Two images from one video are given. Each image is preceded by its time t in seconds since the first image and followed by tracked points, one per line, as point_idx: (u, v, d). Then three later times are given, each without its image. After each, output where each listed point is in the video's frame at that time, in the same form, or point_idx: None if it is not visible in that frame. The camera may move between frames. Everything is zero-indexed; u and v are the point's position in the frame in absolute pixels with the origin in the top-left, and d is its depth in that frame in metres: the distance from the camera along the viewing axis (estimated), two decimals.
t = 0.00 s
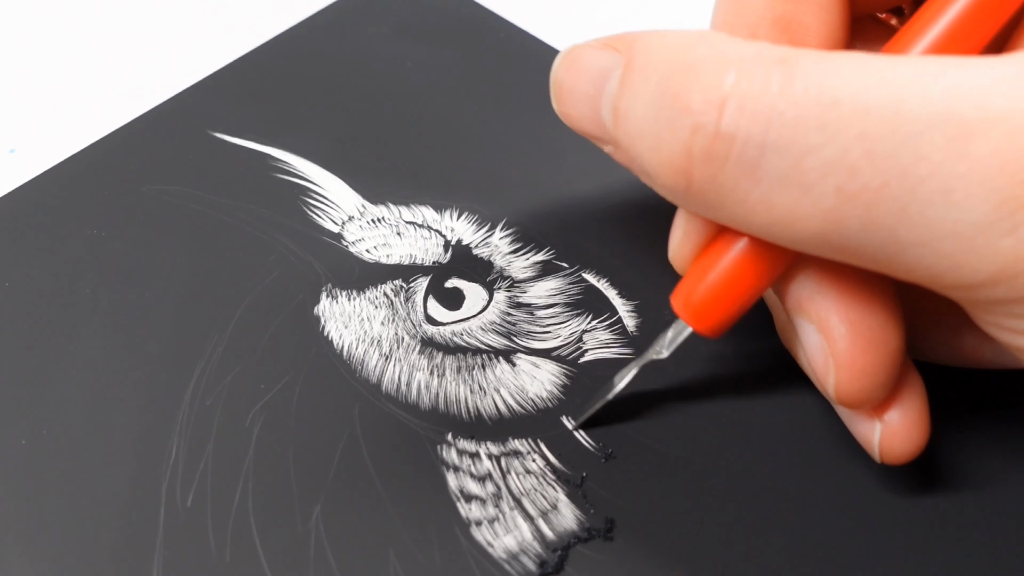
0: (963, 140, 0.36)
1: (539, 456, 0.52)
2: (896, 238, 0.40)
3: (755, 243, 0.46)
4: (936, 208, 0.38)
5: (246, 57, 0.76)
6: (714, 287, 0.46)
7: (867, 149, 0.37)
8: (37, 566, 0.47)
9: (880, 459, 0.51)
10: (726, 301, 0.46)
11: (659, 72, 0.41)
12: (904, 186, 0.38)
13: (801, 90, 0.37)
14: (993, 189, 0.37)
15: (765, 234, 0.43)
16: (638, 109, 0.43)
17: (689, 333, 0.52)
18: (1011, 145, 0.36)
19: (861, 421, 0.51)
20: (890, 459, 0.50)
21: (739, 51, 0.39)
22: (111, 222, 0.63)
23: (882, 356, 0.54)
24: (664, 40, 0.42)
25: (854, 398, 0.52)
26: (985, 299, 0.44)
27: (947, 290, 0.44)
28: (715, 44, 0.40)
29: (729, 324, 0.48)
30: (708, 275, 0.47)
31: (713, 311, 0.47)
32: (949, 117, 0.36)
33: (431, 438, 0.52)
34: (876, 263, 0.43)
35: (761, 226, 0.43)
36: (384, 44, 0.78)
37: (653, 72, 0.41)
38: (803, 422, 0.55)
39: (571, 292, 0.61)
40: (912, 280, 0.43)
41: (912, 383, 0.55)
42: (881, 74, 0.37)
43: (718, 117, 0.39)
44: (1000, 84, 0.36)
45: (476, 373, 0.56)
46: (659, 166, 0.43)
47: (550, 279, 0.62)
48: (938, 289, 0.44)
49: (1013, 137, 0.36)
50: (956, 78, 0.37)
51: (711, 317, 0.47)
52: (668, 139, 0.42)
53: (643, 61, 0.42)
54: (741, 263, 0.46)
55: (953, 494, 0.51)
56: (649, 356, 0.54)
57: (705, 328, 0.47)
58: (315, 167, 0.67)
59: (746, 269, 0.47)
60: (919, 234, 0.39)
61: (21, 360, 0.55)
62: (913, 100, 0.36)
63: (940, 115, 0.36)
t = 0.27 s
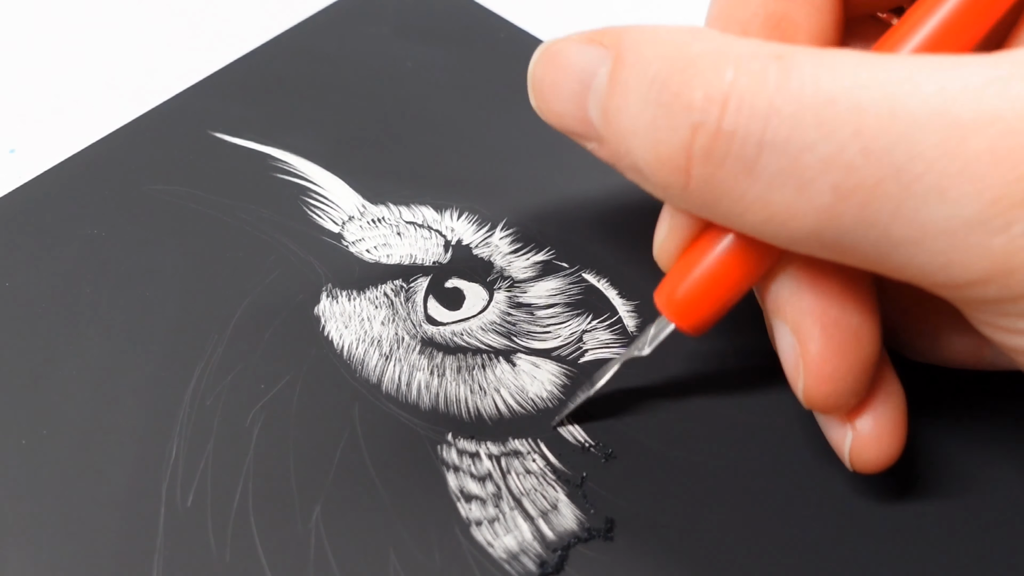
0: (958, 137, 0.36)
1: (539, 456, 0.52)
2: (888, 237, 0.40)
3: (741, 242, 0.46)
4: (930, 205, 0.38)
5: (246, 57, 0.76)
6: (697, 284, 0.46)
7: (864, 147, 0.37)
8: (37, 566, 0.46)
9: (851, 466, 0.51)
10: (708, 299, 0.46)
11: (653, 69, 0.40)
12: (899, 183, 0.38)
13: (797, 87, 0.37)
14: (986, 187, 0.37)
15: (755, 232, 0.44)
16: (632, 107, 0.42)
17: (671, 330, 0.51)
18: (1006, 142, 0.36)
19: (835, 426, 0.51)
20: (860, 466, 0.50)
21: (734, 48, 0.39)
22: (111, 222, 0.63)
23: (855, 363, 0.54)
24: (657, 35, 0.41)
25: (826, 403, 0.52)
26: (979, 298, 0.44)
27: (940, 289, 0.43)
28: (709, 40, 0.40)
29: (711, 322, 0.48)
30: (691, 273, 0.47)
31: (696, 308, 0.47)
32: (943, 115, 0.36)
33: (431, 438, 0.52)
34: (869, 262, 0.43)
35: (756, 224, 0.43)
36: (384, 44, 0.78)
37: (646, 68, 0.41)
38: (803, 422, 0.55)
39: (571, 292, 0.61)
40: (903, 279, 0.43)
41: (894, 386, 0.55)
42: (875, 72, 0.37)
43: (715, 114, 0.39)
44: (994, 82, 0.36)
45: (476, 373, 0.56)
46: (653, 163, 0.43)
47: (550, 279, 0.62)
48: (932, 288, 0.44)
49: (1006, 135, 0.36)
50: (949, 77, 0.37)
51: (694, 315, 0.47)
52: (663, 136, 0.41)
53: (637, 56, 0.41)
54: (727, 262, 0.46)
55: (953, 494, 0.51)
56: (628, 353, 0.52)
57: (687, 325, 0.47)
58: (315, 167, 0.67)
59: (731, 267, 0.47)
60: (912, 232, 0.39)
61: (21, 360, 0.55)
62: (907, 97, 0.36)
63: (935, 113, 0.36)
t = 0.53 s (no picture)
0: (951, 145, 0.37)
1: (539, 456, 0.52)
2: (884, 245, 0.40)
3: (731, 252, 0.46)
4: (924, 213, 0.38)
5: (246, 57, 0.76)
6: (686, 295, 0.46)
7: (859, 154, 0.37)
8: (38, 566, 0.47)
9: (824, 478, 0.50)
10: (698, 310, 0.47)
11: (646, 77, 0.40)
12: (894, 191, 0.37)
13: (792, 95, 0.37)
14: (979, 195, 0.37)
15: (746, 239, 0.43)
16: (624, 114, 0.42)
17: (663, 339, 0.51)
18: (998, 150, 0.36)
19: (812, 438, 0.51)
20: (832, 479, 0.50)
21: (727, 56, 0.39)
22: (111, 222, 0.63)
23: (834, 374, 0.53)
24: (649, 43, 0.41)
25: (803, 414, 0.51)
26: (972, 305, 0.43)
27: (934, 297, 0.43)
28: (702, 48, 0.40)
29: (698, 334, 0.48)
30: (680, 282, 0.47)
31: (685, 318, 0.47)
32: (936, 123, 0.37)
33: (431, 438, 0.52)
34: (861, 271, 0.43)
35: (750, 232, 0.42)
36: (384, 44, 0.78)
37: (638, 76, 0.41)
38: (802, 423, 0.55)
39: (571, 292, 0.61)
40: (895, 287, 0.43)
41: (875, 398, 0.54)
42: (869, 80, 0.37)
43: (710, 121, 0.38)
44: (984, 90, 0.37)
45: (476, 373, 0.56)
46: (646, 171, 0.43)
47: (550, 279, 0.62)
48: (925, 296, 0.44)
49: (998, 143, 0.36)
50: (941, 85, 0.37)
51: (684, 324, 0.47)
52: (656, 144, 0.41)
53: (629, 64, 0.41)
54: (715, 272, 0.46)
55: (952, 494, 0.51)
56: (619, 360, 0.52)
57: (674, 333, 0.48)
58: (315, 167, 0.67)
59: (718, 278, 0.46)
60: (905, 240, 0.39)
61: (21, 360, 0.55)
62: (901, 105, 0.37)
63: (928, 120, 0.36)
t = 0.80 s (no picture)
0: (954, 152, 0.37)
1: (539, 456, 0.52)
2: (886, 254, 0.40)
3: (726, 265, 0.46)
4: (926, 221, 0.38)
5: (246, 57, 0.76)
6: (685, 309, 0.46)
7: (861, 163, 0.37)
8: (37, 565, 0.46)
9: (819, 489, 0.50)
10: (698, 320, 0.47)
11: (644, 88, 0.41)
12: (896, 199, 0.37)
13: (792, 105, 0.38)
14: (981, 204, 0.37)
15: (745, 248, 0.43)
16: (623, 125, 0.42)
17: (663, 351, 0.50)
18: (1000, 157, 0.36)
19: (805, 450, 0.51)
20: (825, 490, 0.50)
21: (726, 67, 0.39)
22: (111, 221, 0.63)
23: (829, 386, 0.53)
24: (648, 55, 0.41)
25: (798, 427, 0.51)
26: (975, 313, 0.43)
27: (937, 305, 0.43)
28: (701, 59, 0.40)
29: (695, 347, 0.48)
30: (681, 292, 0.47)
31: (685, 330, 0.47)
32: (938, 131, 0.36)
33: (431, 438, 0.52)
34: (865, 280, 0.43)
35: (751, 241, 0.42)
36: (384, 44, 0.78)
37: (636, 87, 0.41)
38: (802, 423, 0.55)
39: (571, 292, 0.61)
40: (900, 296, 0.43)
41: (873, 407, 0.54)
42: (869, 88, 0.37)
43: (710, 131, 0.39)
44: (987, 96, 0.37)
45: (475, 374, 0.56)
46: (645, 182, 0.43)
47: (550, 279, 0.62)
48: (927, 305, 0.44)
49: (1000, 151, 0.36)
50: (942, 91, 0.37)
51: (683, 336, 0.47)
52: (656, 155, 0.41)
53: (626, 75, 0.42)
54: (710, 287, 0.46)
55: (951, 494, 0.51)
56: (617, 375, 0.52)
57: (674, 347, 0.47)
58: (315, 167, 0.67)
59: (715, 292, 0.46)
60: (909, 249, 0.39)
61: (20, 359, 0.55)
62: (902, 113, 0.36)
63: (930, 128, 0.36)
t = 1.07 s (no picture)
0: (964, 134, 0.36)
1: (539, 456, 0.52)
2: (897, 235, 0.40)
3: (744, 244, 0.46)
4: (936, 202, 0.38)
5: (246, 57, 0.76)
6: (702, 290, 0.46)
7: (871, 144, 0.37)
8: (36, 566, 0.46)
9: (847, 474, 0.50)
10: (716, 305, 0.47)
11: (655, 70, 0.40)
12: (906, 180, 0.37)
13: (802, 86, 0.37)
14: (992, 184, 0.37)
15: (758, 231, 0.43)
16: (634, 108, 0.42)
17: (679, 336, 0.51)
18: (1012, 138, 0.36)
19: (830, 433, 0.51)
20: (854, 474, 0.50)
21: (738, 49, 0.39)
22: (110, 221, 0.63)
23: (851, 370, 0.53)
24: (658, 36, 0.41)
25: (824, 409, 0.51)
26: (985, 297, 0.43)
27: (947, 288, 0.43)
28: (712, 41, 0.40)
29: (718, 330, 0.48)
30: (697, 276, 0.47)
31: (702, 314, 0.47)
32: (948, 112, 0.36)
33: (431, 437, 0.52)
34: (875, 262, 0.43)
35: (761, 224, 0.43)
36: (384, 44, 0.78)
37: (646, 69, 0.41)
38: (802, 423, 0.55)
39: (571, 292, 0.61)
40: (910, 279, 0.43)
41: (894, 389, 0.55)
42: (880, 70, 0.37)
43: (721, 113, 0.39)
44: (998, 78, 0.36)
45: (475, 374, 0.56)
46: (657, 165, 0.43)
47: (550, 279, 0.62)
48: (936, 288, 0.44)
49: (1013, 131, 0.36)
50: (955, 74, 0.37)
51: (700, 320, 0.47)
52: (667, 138, 0.41)
53: (637, 57, 0.41)
54: (731, 266, 0.46)
55: (952, 494, 0.51)
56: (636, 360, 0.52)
57: (691, 331, 0.47)
58: (315, 167, 0.67)
59: (735, 271, 0.46)
60: (918, 230, 0.39)
61: (20, 359, 0.55)
62: (912, 94, 0.36)
63: (940, 110, 0.36)
